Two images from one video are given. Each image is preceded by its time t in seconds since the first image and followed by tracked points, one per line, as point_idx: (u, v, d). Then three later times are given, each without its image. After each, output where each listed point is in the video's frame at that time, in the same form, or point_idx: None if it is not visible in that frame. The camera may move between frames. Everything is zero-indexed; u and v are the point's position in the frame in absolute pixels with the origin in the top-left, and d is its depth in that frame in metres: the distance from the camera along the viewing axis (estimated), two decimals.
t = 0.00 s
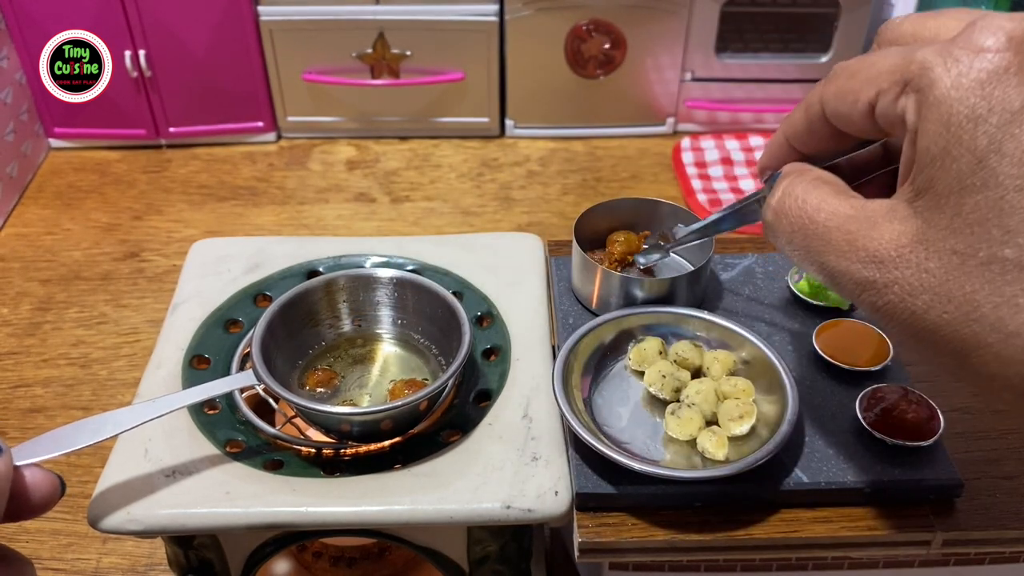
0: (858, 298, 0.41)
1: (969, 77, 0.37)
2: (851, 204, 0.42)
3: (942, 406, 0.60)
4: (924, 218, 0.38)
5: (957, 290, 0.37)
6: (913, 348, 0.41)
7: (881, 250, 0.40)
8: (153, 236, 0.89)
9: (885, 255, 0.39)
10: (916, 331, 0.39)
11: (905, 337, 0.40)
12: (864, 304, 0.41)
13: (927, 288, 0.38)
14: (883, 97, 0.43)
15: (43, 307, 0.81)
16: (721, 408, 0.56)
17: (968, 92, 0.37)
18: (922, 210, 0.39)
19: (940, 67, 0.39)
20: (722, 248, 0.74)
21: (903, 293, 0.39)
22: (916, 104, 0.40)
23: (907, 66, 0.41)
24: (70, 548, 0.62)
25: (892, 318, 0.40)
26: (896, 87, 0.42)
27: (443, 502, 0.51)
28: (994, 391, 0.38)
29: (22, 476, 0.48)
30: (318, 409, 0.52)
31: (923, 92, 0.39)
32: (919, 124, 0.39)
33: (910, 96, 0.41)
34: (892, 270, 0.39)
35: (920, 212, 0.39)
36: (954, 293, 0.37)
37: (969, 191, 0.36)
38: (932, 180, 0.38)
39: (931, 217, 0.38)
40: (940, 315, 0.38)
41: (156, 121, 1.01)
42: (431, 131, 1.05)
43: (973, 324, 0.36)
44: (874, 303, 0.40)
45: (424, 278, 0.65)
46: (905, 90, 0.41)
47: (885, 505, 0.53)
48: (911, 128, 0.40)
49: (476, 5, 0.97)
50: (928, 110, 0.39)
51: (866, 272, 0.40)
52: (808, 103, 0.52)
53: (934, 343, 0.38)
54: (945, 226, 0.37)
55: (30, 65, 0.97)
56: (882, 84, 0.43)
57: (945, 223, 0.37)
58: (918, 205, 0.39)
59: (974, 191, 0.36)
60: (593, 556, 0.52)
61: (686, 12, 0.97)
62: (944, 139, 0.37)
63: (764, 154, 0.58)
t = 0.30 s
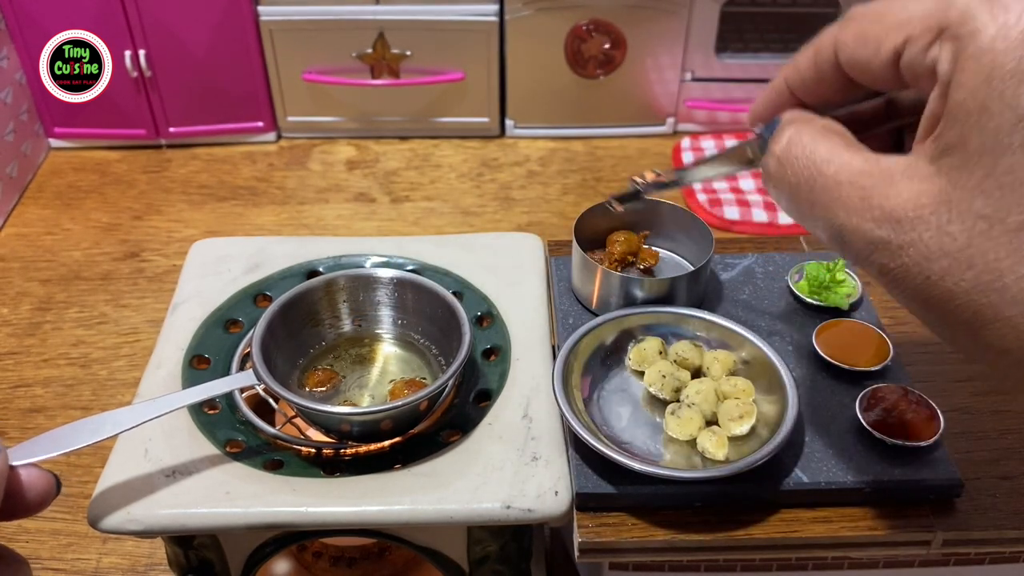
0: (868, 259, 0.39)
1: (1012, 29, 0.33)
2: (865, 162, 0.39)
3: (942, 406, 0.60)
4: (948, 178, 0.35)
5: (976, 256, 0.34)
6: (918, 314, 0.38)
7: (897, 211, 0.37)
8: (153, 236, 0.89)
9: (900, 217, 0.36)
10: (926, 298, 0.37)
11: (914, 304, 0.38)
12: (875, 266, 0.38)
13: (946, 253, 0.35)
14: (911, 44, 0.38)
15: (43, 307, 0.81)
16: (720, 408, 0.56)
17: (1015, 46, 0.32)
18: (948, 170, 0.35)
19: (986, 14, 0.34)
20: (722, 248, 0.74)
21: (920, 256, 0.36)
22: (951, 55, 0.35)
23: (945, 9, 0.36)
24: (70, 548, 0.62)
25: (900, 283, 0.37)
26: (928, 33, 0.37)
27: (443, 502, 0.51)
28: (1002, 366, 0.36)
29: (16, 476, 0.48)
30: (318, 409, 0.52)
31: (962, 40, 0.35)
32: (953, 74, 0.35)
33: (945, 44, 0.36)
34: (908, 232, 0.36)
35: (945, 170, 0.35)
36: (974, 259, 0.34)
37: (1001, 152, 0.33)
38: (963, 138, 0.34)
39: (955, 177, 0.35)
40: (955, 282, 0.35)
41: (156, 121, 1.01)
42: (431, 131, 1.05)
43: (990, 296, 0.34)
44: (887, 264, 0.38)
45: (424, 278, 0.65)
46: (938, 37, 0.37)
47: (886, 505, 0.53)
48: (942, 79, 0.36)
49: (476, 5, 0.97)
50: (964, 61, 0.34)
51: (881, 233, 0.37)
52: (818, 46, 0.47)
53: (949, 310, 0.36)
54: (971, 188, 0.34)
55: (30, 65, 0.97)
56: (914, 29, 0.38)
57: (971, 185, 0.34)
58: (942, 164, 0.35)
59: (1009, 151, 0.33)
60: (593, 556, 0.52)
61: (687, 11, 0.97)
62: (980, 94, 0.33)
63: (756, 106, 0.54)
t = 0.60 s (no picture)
0: (655, 368, 0.35)
1: (748, 106, 0.31)
2: (627, 264, 0.35)
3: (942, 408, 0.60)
4: (714, 274, 0.32)
5: (767, 350, 0.31)
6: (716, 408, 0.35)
7: (676, 315, 0.33)
8: (153, 236, 0.89)
9: (678, 319, 0.33)
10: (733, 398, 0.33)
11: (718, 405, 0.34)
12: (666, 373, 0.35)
13: (733, 350, 0.32)
14: (642, 137, 0.35)
15: (43, 307, 0.81)
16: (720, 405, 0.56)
17: (751, 128, 0.31)
18: (711, 266, 0.32)
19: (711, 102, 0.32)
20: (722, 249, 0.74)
21: (708, 358, 0.32)
22: (686, 143, 0.33)
23: (670, 98, 0.34)
24: (70, 548, 0.62)
25: (697, 387, 0.34)
26: (656, 125, 0.35)
27: (443, 502, 0.51)
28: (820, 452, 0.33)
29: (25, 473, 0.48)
30: (319, 409, 0.52)
31: (696, 130, 0.32)
32: (692, 163, 0.32)
33: (676, 133, 0.34)
34: (690, 334, 0.33)
35: (712, 265, 0.32)
36: (766, 354, 0.31)
37: (767, 236, 0.30)
38: (721, 230, 0.31)
39: (725, 272, 0.31)
40: (748, 378, 0.32)
41: (156, 121, 1.01)
42: (431, 131, 1.05)
43: (790, 386, 0.31)
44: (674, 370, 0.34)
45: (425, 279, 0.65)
46: (667, 127, 0.34)
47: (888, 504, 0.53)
48: (681, 170, 0.33)
49: (476, 5, 0.97)
50: (704, 148, 0.32)
51: (665, 340, 0.33)
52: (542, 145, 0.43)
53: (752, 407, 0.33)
54: (743, 282, 0.31)
55: (31, 66, 0.97)
56: (640, 122, 0.35)
57: (739, 277, 0.31)
58: (707, 258, 0.32)
59: (775, 234, 0.30)
60: (593, 556, 0.52)
61: (686, 12, 0.97)
62: (731, 183, 0.31)
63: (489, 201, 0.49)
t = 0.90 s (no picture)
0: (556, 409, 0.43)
1: (599, 164, 0.40)
2: (519, 317, 0.44)
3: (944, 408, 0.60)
4: (590, 321, 0.41)
5: (642, 389, 0.40)
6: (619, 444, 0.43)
7: (562, 361, 0.42)
8: (152, 236, 0.89)
9: (564, 364, 0.42)
10: (623, 432, 0.42)
11: (611, 439, 0.43)
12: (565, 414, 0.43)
13: (614, 390, 0.41)
14: (516, 197, 0.44)
15: (43, 307, 0.81)
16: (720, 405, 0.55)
17: (598, 184, 0.40)
18: (587, 311, 0.41)
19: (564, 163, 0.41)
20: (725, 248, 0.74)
21: (594, 398, 0.42)
22: (552, 202, 0.42)
23: (534, 161, 0.42)
24: (70, 549, 0.62)
25: (590, 422, 0.42)
26: (527, 184, 0.43)
27: (443, 502, 0.51)
28: (702, 473, 0.41)
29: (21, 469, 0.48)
30: (318, 408, 0.52)
31: (556, 190, 0.41)
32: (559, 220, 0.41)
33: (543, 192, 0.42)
34: (577, 377, 0.42)
35: (586, 313, 0.41)
36: (637, 392, 0.40)
37: (627, 286, 0.39)
38: (589, 280, 0.41)
39: (597, 318, 0.41)
40: (631, 416, 0.41)
41: (156, 121, 1.01)
42: (431, 131, 1.05)
43: (666, 417, 0.40)
44: (569, 411, 0.43)
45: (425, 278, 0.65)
46: (536, 187, 0.43)
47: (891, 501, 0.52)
48: (553, 225, 0.42)
49: (477, 5, 0.97)
50: (567, 206, 0.41)
51: (555, 384, 0.42)
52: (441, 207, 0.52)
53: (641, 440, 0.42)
54: (612, 327, 0.40)
55: (31, 65, 0.97)
56: (514, 183, 0.44)
57: (613, 324, 0.40)
58: (582, 304, 0.41)
59: (631, 282, 0.39)
60: (593, 557, 0.52)
61: (686, 11, 0.97)
62: (588, 239, 0.40)
63: (406, 257, 0.57)
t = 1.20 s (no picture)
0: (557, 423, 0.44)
1: (598, 189, 0.40)
2: (526, 332, 0.44)
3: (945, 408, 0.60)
4: (586, 338, 0.41)
5: (638, 405, 0.40)
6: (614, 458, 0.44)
7: (566, 375, 0.42)
8: (152, 236, 0.89)
9: (567, 378, 0.42)
10: (620, 445, 0.42)
11: (610, 451, 0.43)
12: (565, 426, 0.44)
13: (610, 405, 0.41)
14: (518, 216, 0.43)
15: (42, 307, 0.81)
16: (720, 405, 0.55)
17: (596, 209, 0.40)
18: (587, 329, 0.41)
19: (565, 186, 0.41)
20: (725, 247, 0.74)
21: (592, 411, 0.42)
22: (552, 223, 0.42)
23: (536, 184, 0.42)
24: (70, 549, 0.62)
25: (589, 433, 0.43)
26: (528, 205, 0.43)
27: (443, 502, 0.51)
28: (692, 486, 0.42)
29: (19, 473, 0.48)
30: (318, 408, 0.52)
31: (557, 212, 0.41)
32: (558, 242, 0.41)
33: (544, 214, 0.42)
34: (578, 391, 0.42)
35: (584, 331, 0.41)
36: (633, 408, 0.40)
37: (623, 307, 0.39)
38: (586, 299, 0.41)
39: (596, 335, 0.41)
40: (624, 430, 0.41)
41: (156, 121, 1.01)
42: (431, 131, 1.05)
43: (659, 432, 0.40)
44: (569, 423, 0.43)
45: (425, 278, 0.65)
46: (538, 209, 0.42)
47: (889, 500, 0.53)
48: (552, 246, 0.42)
49: (477, 4, 0.97)
50: (567, 228, 0.40)
51: (557, 398, 0.42)
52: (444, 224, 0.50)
53: (633, 454, 0.42)
54: (609, 345, 0.40)
55: (31, 65, 0.97)
56: (517, 204, 0.43)
57: (609, 341, 0.40)
58: (581, 322, 0.41)
59: (627, 304, 0.39)
60: (594, 557, 0.52)
61: (686, 11, 0.97)
62: (586, 260, 0.40)
63: (411, 273, 0.55)
